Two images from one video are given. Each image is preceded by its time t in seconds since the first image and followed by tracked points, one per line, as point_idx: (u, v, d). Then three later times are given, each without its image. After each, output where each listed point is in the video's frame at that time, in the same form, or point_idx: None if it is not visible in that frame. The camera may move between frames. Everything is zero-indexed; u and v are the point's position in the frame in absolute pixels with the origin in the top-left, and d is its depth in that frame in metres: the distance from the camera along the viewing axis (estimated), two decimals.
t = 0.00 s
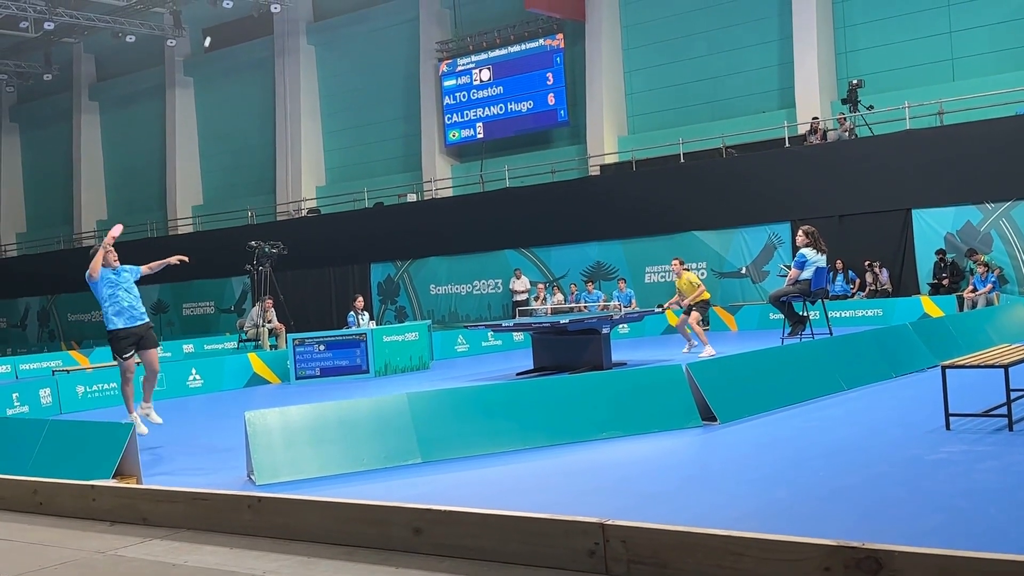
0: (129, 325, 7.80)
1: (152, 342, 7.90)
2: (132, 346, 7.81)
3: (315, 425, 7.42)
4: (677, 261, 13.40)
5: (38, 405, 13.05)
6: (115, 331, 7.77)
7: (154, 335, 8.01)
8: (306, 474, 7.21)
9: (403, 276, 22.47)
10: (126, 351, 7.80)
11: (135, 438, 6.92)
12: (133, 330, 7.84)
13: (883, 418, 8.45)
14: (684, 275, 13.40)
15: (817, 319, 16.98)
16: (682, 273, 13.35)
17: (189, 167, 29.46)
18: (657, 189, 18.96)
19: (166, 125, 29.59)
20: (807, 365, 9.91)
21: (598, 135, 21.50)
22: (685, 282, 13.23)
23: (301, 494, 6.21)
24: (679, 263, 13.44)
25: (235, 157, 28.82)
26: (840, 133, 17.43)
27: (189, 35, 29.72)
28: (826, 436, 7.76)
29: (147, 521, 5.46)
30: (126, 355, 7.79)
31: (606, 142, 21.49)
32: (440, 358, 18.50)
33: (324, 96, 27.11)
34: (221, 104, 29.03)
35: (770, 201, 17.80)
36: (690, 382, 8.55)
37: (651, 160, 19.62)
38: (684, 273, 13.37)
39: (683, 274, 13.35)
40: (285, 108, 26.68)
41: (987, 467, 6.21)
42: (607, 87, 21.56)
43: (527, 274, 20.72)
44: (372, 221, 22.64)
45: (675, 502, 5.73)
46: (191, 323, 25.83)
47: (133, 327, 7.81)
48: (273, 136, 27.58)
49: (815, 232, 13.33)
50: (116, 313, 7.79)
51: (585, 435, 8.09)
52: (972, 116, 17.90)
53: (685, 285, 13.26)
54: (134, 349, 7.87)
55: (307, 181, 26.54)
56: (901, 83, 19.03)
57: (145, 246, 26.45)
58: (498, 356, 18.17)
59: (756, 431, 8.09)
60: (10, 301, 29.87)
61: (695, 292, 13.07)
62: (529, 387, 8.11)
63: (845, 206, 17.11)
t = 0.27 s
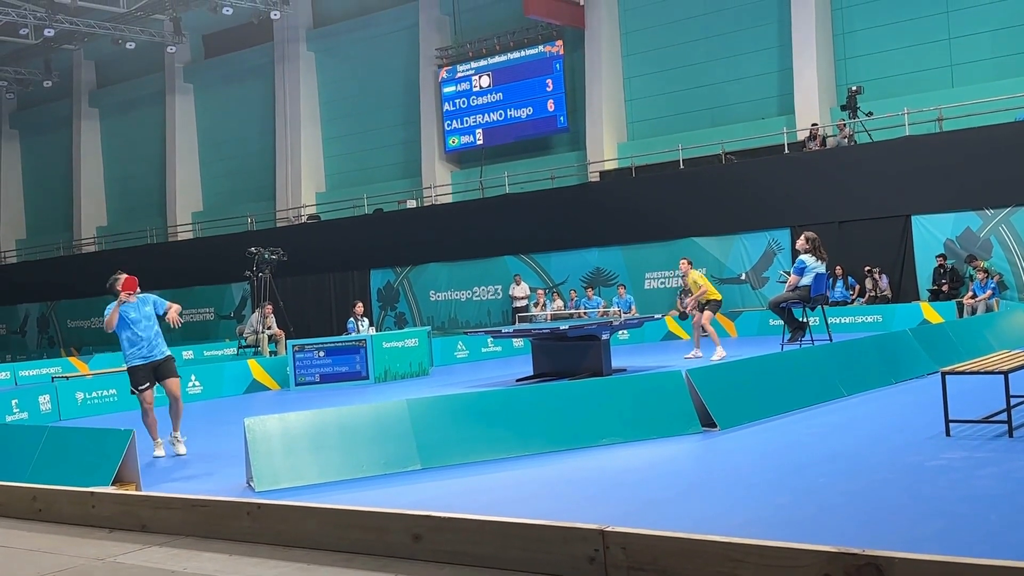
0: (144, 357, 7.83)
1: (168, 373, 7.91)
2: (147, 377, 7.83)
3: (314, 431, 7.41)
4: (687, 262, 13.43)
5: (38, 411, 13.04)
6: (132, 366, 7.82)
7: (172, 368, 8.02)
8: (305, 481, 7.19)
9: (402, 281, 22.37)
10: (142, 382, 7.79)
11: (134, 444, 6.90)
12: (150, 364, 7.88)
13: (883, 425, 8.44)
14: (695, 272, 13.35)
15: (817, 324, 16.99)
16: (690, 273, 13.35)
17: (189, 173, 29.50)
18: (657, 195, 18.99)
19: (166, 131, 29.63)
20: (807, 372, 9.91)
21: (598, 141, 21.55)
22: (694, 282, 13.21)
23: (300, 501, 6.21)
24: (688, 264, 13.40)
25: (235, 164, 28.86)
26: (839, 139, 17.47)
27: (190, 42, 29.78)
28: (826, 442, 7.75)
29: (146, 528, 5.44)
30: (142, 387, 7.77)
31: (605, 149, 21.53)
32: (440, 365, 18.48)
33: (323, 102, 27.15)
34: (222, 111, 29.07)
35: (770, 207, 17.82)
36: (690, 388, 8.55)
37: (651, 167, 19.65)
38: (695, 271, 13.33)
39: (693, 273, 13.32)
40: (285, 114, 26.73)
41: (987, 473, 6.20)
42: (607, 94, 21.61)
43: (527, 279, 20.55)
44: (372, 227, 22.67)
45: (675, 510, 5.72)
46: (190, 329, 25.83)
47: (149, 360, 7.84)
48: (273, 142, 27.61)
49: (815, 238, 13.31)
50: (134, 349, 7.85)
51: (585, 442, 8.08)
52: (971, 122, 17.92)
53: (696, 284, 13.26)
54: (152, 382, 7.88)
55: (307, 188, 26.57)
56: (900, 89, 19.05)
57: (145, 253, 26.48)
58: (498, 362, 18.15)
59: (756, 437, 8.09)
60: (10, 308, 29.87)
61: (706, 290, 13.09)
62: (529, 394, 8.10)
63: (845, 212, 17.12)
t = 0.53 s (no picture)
0: (149, 368, 7.81)
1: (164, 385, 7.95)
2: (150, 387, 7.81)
3: (312, 440, 7.40)
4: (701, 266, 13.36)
5: (35, 420, 13.02)
6: (134, 375, 7.76)
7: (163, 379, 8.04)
8: (302, 490, 7.18)
9: (400, 290, 22.40)
10: (143, 393, 7.77)
11: (132, 452, 6.91)
12: (152, 374, 7.87)
13: (881, 433, 8.44)
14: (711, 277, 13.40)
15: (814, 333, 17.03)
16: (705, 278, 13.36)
17: (188, 182, 29.51)
18: (655, 204, 19.00)
19: (165, 140, 29.66)
20: (805, 380, 9.91)
21: (596, 150, 21.60)
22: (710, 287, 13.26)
23: (298, 510, 6.19)
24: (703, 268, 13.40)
25: (234, 173, 28.88)
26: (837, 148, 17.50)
27: (188, 51, 29.82)
28: (824, 450, 7.75)
29: (144, 538, 5.42)
30: (143, 397, 7.75)
31: (603, 158, 21.58)
32: (439, 374, 18.46)
33: (322, 111, 27.20)
34: (221, 120, 29.10)
35: (768, 215, 17.84)
36: (688, 396, 8.54)
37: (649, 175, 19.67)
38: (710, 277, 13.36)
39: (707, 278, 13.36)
40: (283, 123, 26.77)
41: (987, 482, 6.19)
42: (605, 103, 21.68)
43: (526, 288, 20.67)
44: (370, 236, 22.68)
45: (673, 519, 5.71)
46: (188, 338, 25.81)
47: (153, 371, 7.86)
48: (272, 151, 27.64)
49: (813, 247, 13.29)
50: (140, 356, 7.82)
51: (582, 450, 8.07)
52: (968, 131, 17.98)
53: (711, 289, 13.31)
54: (150, 392, 7.87)
55: (305, 197, 26.61)
56: (897, 99, 19.12)
57: (144, 262, 26.48)
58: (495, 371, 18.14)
59: (754, 446, 8.08)
60: (8, 317, 29.86)
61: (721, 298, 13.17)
62: (527, 402, 8.08)
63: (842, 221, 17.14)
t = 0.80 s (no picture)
0: (141, 376, 7.80)
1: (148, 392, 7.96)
2: (139, 396, 7.79)
3: (310, 452, 7.38)
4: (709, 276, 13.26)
5: (32, 431, 12.96)
6: (129, 380, 7.74)
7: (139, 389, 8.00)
8: (300, 501, 7.18)
9: (399, 301, 22.45)
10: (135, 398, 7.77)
11: (129, 464, 6.89)
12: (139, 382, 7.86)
13: (878, 444, 8.43)
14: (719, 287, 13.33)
15: (812, 344, 17.04)
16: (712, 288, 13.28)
17: (186, 194, 29.49)
18: (653, 215, 19.02)
19: (163, 151, 29.64)
20: (802, 391, 9.91)
21: (593, 161, 21.65)
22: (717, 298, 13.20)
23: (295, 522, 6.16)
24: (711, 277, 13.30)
25: (232, 183, 28.89)
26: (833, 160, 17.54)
27: (186, 62, 29.82)
28: (822, 462, 7.74)
29: (140, 549, 5.30)
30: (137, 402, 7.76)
31: (601, 168, 21.63)
32: (436, 384, 18.44)
33: (320, 123, 27.21)
34: (219, 131, 29.10)
35: (765, 226, 17.86)
36: (685, 407, 8.54)
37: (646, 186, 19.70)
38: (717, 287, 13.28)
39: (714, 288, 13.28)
40: (281, 135, 26.79)
41: (985, 493, 6.19)
42: (602, 114, 21.73)
43: (524, 299, 20.74)
44: (368, 246, 22.68)
45: (671, 531, 5.69)
46: (185, 349, 25.75)
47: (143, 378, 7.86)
48: (270, 162, 27.64)
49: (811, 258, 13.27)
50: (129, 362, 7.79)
51: (580, 461, 8.06)
52: (965, 142, 18.02)
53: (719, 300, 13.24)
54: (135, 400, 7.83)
55: (303, 207, 26.62)
56: (893, 110, 19.16)
57: (141, 273, 26.45)
58: (493, 382, 18.12)
59: (752, 457, 8.07)
60: (5, 327, 29.80)
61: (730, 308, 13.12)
62: (525, 412, 8.07)
63: (840, 232, 17.16)
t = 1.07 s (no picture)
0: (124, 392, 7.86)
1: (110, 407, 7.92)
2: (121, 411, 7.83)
3: (308, 462, 7.38)
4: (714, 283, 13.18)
5: (29, 441, 12.94)
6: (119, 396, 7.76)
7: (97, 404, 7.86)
8: (298, 511, 7.15)
9: (397, 310, 22.49)
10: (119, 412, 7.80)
11: (128, 473, 6.91)
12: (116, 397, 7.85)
13: (876, 454, 8.42)
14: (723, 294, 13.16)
15: (810, 353, 17.01)
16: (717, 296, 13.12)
17: (184, 203, 29.52)
18: (651, 224, 19.04)
19: (161, 160, 29.66)
20: (801, 400, 9.90)
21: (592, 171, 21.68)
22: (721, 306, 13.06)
23: (293, 531, 6.14)
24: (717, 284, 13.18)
25: (230, 192, 28.91)
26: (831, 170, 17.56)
27: (185, 71, 29.90)
28: (821, 472, 7.73)
29: (138, 559, 5.11)
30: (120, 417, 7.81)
31: (599, 178, 21.66)
32: (434, 394, 18.43)
33: (319, 132, 27.24)
34: (218, 140, 29.14)
35: (763, 236, 17.87)
36: (684, 416, 8.52)
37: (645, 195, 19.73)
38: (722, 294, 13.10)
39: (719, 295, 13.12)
40: (280, 144, 26.81)
41: (984, 502, 6.18)
42: (600, 124, 21.77)
43: (523, 308, 20.78)
44: (366, 255, 22.69)
45: (670, 541, 5.67)
46: (184, 358, 25.73)
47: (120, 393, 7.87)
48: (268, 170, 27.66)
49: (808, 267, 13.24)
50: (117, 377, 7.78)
51: (579, 470, 8.04)
52: (963, 152, 18.05)
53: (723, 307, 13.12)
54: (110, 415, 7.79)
55: (301, 216, 26.63)
56: (890, 119, 19.19)
57: (140, 281, 26.45)
58: (490, 391, 18.11)
59: (751, 466, 8.05)
60: (3, 336, 29.80)
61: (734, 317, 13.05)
62: (524, 421, 8.05)
63: (838, 241, 17.18)
